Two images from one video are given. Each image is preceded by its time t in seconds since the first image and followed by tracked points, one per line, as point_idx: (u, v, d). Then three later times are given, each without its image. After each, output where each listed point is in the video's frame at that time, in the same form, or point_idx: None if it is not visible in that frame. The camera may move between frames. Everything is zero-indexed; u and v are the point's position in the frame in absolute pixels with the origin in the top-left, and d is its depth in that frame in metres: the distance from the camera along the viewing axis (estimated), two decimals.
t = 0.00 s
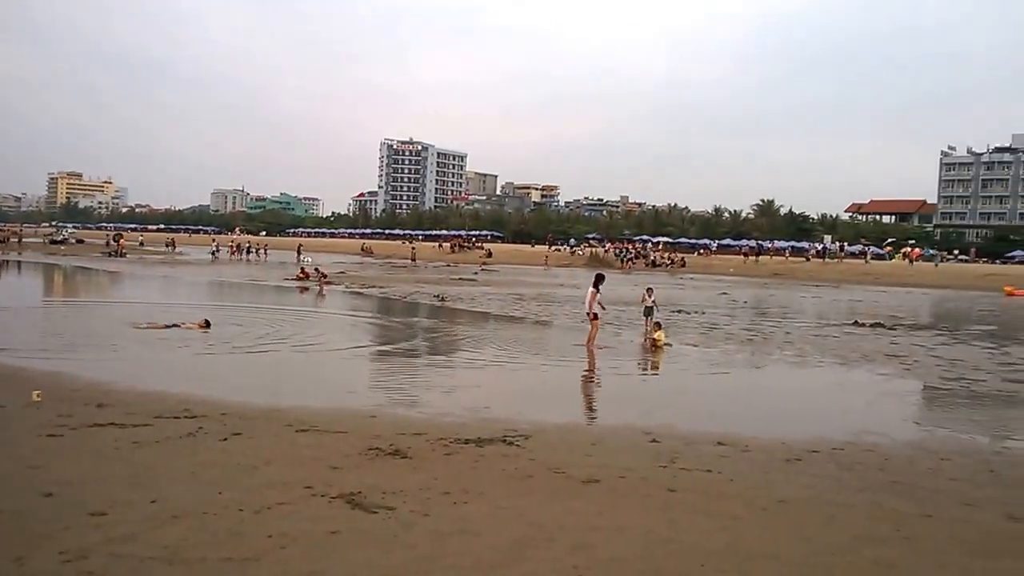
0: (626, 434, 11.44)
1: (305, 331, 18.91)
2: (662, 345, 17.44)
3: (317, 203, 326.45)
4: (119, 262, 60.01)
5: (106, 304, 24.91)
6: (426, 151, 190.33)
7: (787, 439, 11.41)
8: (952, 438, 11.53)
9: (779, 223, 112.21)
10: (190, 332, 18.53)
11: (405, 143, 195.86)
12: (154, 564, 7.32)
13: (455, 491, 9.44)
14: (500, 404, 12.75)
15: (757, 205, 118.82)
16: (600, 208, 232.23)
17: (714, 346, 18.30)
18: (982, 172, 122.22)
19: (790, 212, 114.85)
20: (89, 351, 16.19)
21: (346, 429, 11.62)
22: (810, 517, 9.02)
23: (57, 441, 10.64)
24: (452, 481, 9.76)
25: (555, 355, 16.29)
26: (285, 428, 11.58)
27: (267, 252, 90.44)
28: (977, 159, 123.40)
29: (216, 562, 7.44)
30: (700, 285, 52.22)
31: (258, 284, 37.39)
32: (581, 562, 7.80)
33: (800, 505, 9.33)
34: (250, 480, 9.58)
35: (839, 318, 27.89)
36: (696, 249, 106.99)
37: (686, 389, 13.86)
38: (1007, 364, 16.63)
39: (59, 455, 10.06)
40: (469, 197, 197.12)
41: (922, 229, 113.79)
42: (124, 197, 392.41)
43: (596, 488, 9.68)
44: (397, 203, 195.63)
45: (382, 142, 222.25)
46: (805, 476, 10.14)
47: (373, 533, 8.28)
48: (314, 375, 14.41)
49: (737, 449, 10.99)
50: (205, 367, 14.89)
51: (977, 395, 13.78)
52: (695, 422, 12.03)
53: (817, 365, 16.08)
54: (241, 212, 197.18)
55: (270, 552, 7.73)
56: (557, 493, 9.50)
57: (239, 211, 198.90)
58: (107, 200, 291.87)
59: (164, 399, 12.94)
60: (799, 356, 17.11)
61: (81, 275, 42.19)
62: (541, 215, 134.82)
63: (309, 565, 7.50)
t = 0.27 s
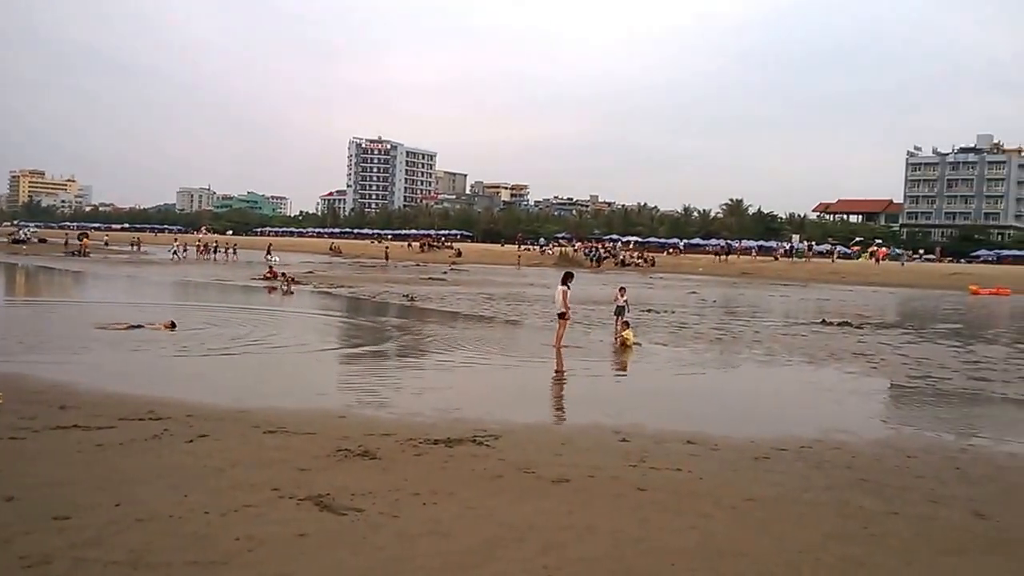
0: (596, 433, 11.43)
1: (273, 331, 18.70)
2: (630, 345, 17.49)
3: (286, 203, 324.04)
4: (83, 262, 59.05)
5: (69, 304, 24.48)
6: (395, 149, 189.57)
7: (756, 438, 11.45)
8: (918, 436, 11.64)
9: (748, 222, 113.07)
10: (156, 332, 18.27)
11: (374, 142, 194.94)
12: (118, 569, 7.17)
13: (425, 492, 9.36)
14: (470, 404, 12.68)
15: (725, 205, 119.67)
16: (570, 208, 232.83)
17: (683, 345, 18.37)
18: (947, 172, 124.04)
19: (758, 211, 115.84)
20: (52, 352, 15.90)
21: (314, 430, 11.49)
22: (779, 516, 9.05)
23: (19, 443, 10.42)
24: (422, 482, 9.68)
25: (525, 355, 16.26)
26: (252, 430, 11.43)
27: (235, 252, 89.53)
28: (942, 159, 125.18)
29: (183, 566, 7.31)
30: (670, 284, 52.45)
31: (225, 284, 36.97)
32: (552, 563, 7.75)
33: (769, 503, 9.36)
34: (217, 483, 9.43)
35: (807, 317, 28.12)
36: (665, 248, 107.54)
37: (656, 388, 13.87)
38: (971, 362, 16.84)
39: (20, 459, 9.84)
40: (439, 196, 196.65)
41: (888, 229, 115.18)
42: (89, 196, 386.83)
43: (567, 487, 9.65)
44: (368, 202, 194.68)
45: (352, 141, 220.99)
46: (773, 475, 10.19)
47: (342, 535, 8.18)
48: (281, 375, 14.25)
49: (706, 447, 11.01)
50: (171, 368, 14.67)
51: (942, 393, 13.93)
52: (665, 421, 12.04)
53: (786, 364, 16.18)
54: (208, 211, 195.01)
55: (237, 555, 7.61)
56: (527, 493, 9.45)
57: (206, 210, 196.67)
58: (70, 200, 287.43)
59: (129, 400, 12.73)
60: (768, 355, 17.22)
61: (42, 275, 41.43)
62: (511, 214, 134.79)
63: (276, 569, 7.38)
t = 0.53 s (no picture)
0: (571, 433, 11.41)
1: (247, 332, 18.54)
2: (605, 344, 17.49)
3: (259, 202, 321.93)
4: (52, 262, 58.28)
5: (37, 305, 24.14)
6: (369, 148, 189.03)
7: (731, 437, 11.48)
8: (891, 433, 11.73)
9: (722, 221, 113.70)
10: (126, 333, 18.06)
11: (349, 141, 194.19)
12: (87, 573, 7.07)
13: (399, 493, 9.30)
14: (445, 404, 12.64)
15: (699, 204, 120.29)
16: (546, 207, 233.18)
17: (657, 345, 18.42)
18: (919, 172, 125.37)
19: (732, 211, 116.55)
20: (21, 353, 15.67)
21: (287, 431, 11.39)
22: (752, 514, 9.09)
23: None
24: (395, 483, 9.62)
25: (500, 355, 16.23)
26: (225, 431, 11.31)
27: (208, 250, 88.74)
28: (914, 159, 126.55)
29: (154, 570, 7.21)
30: (645, 284, 52.60)
31: (196, 284, 36.65)
32: (527, 563, 7.73)
33: (743, 501, 9.39)
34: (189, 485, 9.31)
35: (780, 316, 28.31)
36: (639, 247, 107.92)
37: (630, 387, 13.90)
38: (943, 361, 17.01)
39: None
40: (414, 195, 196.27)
41: (861, 228, 116.29)
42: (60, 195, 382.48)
43: (542, 488, 9.62)
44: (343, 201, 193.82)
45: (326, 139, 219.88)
46: (748, 473, 10.22)
47: (316, 536, 8.11)
48: (254, 376, 14.14)
49: (681, 446, 11.03)
50: (143, 369, 14.50)
51: (914, 392, 14.05)
52: (639, 420, 12.06)
53: (761, 363, 16.26)
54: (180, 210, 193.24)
55: (210, 558, 7.52)
56: (502, 494, 9.42)
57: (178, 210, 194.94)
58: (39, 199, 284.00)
59: (98, 402, 12.58)
60: (742, 354, 17.31)
61: (10, 275, 40.86)
62: (486, 213, 134.76)
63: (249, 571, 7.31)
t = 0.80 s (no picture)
0: (550, 433, 11.39)
1: (224, 332, 18.40)
2: (585, 344, 17.47)
3: (238, 201, 320.00)
4: (27, 262, 57.62)
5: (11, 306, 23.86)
6: (347, 147, 188.47)
7: (710, 436, 11.49)
8: (869, 432, 11.79)
9: (701, 220, 114.13)
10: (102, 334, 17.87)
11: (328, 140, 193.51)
12: None
13: (378, 494, 9.24)
14: (424, 404, 12.58)
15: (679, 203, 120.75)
16: (527, 206, 233.41)
17: (636, 344, 18.44)
18: (896, 171, 126.43)
19: (711, 210, 117.09)
20: None
21: (265, 432, 11.29)
22: (731, 513, 9.10)
23: None
24: (374, 484, 9.55)
25: (479, 355, 16.20)
26: (202, 432, 11.20)
27: (186, 250, 88.08)
28: (891, 158, 127.58)
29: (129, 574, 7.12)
30: (624, 283, 52.69)
31: (173, 284, 36.37)
32: (507, 564, 7.69)
33: (723, 500, 9.40)
34: (166, 487, 9.21)
35: (759, 316, 28.42)
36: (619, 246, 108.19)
37: (609, 387, 13.89)
38: (920, 360, 17.14)
39: None
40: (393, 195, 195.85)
41: (839, 228, 117.14)
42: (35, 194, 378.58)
43: (521, 488, 9.59)
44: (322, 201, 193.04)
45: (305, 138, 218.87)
46: (728, 472, 10.23)
47: (294, 538, 8.04)
48: (231, 377, 14.03)
49: (660, 446, 11.03)
50: (119, 370, 14.34)
51: (891, 390, 14.13)
52: (618, 420, 12.05)
53: (740, 362, 16.31)
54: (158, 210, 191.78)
55: (187, 561, 7.43)
56: (482, 494, 9.37)
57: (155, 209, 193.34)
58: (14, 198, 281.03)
59: (73, 403, 12.43)
60: (721, 353, 17.36)
61: None
62: (465, 212, 134.65)
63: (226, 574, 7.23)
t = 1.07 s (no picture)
0: (532, 433, 11.37)
1: (205, 333, 18.30)
2: (568, 344, 17.44)
3: (219, 201, 318.30)
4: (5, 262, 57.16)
5: None
6: (329, 147, 188.10)
7: (691, 436, 11.51)
8: (849, 430, 11.84)
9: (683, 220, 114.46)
10: (82, 335, 17.73)
11: (310, 140, 193.02)
12: None
13: (359, 495, 9.19)
14: (406, 404, 12.54)
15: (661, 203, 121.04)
16: (510, 207, 233.56)
17: (619, 343, 18.50)
18: (877, 171, 127.23)
19: (694, 210, 117.53)
20: None
21: (245, 433, 11.22)
22: (712, 511, 9.11)
23: None
24: (354, 484, 9.49)
25: (462, 354, 16.18)
26: (182, 433, 11.12)
27: (167, 250, 87.59)
28: (872, 158, 128.39)
29: None
30: (606, 282, 52.77)
31: (153, 284, 36.17)
32: (487, 565, 7.65)
33: (705, 500, 9.40)
34: (145, 489, 9.12)
35: (741, 316, 28.49)
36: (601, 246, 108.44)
37: (590, 386, 13.92)
38: (900, 358, 17.23)
39: None
40: (375, 194, 195.54)
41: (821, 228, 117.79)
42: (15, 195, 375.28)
43: (503, 488, 9.56)
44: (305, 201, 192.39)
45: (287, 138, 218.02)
46: (709, 471, 10.24)
47: (275, 540, 7.99)
48: (212, 378, 13.95)
49: (641, 445, 11.03)
50: (100, 371, 14.22)
51: (872, 389, 14.20)
52: (599, 420, 12.05)
53: (722, 362, 16.34)
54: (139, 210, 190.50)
55: (165, 562, 7.37)
56: (463, 495, 9.34)
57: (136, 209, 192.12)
58: None
59: (52, 404, 12.34)
60: (703, 353, 17.42)
61: None
62: (448, 212, 134.62)
63: None
